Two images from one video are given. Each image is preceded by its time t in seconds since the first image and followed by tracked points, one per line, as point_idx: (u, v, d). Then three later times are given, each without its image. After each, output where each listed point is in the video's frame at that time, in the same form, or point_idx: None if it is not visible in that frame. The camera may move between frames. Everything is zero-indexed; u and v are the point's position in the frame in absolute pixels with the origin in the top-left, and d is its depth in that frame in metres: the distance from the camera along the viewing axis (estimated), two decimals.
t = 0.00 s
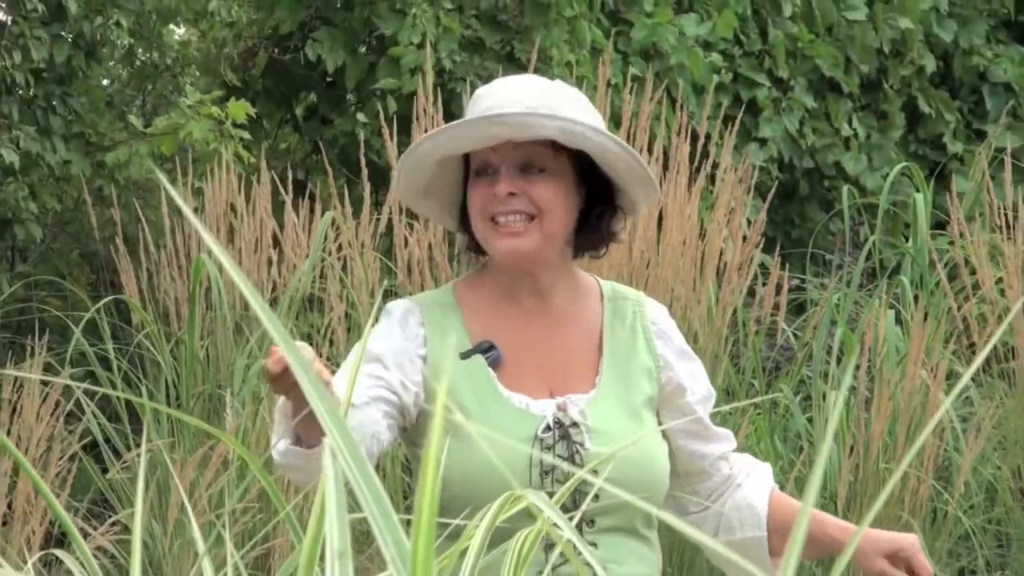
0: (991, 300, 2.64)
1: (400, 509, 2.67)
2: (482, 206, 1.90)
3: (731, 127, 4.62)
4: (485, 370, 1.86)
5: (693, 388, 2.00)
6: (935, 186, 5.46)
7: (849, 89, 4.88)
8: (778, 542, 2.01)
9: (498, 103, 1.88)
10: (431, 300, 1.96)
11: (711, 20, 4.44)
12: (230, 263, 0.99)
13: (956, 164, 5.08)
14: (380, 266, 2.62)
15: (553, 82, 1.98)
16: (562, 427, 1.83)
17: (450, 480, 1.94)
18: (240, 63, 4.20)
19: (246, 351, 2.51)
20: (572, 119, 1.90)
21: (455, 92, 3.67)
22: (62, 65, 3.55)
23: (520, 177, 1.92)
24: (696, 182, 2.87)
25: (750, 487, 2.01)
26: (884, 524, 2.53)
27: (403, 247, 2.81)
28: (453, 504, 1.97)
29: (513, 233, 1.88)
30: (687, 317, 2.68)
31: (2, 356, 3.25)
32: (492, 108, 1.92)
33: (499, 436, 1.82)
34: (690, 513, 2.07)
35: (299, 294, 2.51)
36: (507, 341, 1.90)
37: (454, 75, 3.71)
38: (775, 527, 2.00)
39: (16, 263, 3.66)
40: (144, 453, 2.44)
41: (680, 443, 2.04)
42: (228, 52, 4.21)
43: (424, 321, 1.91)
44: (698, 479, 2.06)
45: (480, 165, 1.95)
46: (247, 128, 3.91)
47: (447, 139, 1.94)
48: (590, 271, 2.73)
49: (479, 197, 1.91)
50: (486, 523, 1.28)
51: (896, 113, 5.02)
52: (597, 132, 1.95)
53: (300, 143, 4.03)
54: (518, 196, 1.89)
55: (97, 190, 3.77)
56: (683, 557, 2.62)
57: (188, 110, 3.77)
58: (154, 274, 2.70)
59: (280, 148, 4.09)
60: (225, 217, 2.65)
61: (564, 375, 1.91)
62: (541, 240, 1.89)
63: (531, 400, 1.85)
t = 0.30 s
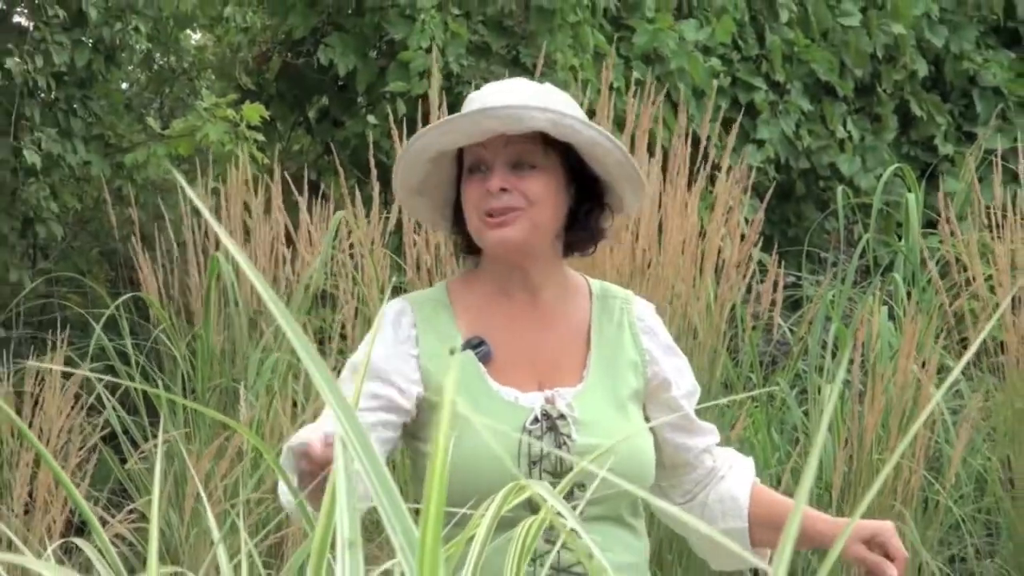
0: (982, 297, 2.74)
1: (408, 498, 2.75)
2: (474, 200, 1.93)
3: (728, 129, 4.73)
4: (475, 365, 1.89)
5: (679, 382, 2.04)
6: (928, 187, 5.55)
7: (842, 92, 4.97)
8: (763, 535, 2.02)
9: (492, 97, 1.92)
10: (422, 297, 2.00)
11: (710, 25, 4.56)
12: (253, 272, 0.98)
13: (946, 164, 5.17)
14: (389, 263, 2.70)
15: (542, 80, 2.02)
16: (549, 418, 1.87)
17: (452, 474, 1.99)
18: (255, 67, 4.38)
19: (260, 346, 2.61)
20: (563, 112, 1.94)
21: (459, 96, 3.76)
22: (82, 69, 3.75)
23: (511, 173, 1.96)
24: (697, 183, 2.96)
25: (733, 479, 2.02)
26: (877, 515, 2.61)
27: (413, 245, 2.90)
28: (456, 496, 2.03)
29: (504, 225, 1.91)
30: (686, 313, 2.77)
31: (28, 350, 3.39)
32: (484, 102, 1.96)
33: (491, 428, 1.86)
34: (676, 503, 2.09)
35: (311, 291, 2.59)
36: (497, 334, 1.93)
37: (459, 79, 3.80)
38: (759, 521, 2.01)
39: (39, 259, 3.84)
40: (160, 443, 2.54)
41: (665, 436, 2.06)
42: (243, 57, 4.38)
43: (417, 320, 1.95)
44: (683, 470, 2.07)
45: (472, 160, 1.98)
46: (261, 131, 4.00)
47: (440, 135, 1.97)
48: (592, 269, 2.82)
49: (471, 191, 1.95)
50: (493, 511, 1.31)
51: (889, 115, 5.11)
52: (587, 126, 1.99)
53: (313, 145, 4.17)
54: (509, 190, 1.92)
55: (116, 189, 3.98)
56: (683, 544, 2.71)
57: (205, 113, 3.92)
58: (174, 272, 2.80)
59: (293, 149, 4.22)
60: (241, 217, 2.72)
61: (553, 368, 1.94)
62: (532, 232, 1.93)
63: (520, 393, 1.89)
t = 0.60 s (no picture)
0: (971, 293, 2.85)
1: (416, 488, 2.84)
2: (468, 198, 2.02)
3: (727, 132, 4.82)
4: (470, 360, 1.98)
5: (659, 373, 2.16)
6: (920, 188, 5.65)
7: (838, 95, 5.12)
8: (739, 523, 2.09)
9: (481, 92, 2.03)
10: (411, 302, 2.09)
11: (709, 31, 4.67)
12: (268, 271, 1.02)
13: (938, 166, 5.27)
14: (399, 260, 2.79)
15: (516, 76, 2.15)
16: (540, 412, 1.95)
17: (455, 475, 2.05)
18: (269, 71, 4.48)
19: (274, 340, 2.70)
20: (546, 98, 2.08)
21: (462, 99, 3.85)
22: (102, 73, 3.99)
23: (501, 167, 2.06)
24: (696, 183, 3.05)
25: (710, 468, 2.11)
26: (872, 504, 2.70)
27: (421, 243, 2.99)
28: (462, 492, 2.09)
29: (500, 219, 2.00)
30: (687, 310, 2.85)
31: (49, 345, 3.57)
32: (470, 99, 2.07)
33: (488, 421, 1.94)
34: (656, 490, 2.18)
35: (323, 287, 2.67)
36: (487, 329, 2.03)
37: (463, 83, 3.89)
38: (735, 509, 2.09)
39: (60, 257, 4.01)
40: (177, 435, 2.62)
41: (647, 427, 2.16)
42: (258, 61, 4.42)
43: (410, 325, 2.03)
44: (662, 460, 2.16)
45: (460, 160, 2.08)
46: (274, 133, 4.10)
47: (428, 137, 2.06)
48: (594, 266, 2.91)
49: (464, 189, 2.04)
50: (498, 500, 1.34)
51: (882, 118, 5.21)
52: (566, 110, 2.12)
53: (324, 146, 4.28)
54: (502, 184, 2.02)
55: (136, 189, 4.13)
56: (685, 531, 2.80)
57: (221, 116, 3.99)
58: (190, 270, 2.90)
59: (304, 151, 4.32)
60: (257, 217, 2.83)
61: (542, 360, 2.04)
62: (525, 224, 2.02)
63: (512, 386, 1.97)
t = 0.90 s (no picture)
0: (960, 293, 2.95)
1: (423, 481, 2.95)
2: (464, 202, 2.12)
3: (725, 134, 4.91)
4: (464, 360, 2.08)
5: (652, 364, 2.23)
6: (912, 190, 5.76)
7: (831, 100, 5.24)
8: (736, 510, 2.19)
9: (479, 98, 2.12)
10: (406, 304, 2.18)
11: (706, 38, 4.79)
12: (285, 273, 1.12)
13: (930, 168, 5.38)
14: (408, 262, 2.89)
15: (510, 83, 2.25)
16: (532, 406, 2.05)
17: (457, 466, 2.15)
18: (280, 78, 4.55)
19: (286, 339, 2.80)
20: (540, 104, 2.18)
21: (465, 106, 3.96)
22: (119, 81, 4.06)
23: (496, 172, 2.16)
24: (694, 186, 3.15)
25: (706, 457, 2.20)
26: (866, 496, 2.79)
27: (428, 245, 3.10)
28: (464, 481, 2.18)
29: (496, 222, 2.10)
30: (688, 308, 2.96)
31: (69, 342, 3.69)
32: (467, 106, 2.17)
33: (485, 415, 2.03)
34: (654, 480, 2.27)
35: (332, 287, 2.77)
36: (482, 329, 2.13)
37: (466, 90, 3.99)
38: (731, 495, 2.18)
39: (80, 258, 4.14)
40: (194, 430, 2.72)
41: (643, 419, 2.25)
42: (270, 68, 4.54)
43: (408, 325, 2.13)
44: (659, 451, 2.25)
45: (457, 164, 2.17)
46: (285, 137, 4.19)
47: (425, 144, 2.16)
48: (597, 266, 3.01)
49: (461, 193, 2.13)
50: (502, 493, 1.41)
51: (875, 122, 5.31)
52: (559, 115, 2.23)
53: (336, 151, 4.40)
54: (498, 187, 2.12)
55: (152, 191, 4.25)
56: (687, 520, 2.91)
57: (234, 121, 4.13)
58: (206, 273, 3.00)
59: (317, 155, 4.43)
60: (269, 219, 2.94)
61: (534, 357, 2.13)
62: (519, 226, 2.12)
63: (505, 383, 2.07)
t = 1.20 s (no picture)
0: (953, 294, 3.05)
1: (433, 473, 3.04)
2: (483, 195, 2.20)
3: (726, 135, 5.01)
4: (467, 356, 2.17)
5: (653, 355, 2.31)
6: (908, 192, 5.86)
7: (829, 103, 5.34)
8: (750, 504, 2.25)
9: (507, 97, 2.22)
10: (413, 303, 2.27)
11: (709, 43, 4.89)
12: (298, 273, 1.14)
13: (925, 170, 5.47)
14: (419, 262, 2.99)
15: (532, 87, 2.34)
16: (535, 400, 2.13)
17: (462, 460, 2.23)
18: (295, 82, 4.65)
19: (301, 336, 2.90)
20: (564, 108, 2.28)
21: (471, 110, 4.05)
22: (140, 84, 4.16)
23: (514, 170, 2.25)
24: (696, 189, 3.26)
25: (713, 440, 2.29)
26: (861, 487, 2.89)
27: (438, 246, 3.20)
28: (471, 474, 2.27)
29: (512, 217, 2.18)
30: (690, 305, 3.05)
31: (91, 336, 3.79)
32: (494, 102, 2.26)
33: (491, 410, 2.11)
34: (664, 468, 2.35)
35: (345, 287, 2.87)
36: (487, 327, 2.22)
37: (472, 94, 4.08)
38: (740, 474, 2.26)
39: (101, 254, 4.23)
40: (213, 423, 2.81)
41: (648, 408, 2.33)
42: (286, 71, 4.64)
43: (414, 324, 2.22)
44: (667, 439, 2.33)
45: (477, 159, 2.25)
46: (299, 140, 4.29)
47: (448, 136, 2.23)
48: (601, 265, 3.11)
49: (480, 187, 2.22)
50: (508, 484, 1.44)
51: (871, 125, 5.41)
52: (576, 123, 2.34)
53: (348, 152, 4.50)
54: (517, 184, 2.21)
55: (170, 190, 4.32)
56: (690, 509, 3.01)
57: (251, 123, 4.25)
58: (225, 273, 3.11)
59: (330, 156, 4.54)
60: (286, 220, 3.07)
61: (536, 354, 2.22)
62: (533, 223, 2.21)
63: (509, 378, 2.16)
